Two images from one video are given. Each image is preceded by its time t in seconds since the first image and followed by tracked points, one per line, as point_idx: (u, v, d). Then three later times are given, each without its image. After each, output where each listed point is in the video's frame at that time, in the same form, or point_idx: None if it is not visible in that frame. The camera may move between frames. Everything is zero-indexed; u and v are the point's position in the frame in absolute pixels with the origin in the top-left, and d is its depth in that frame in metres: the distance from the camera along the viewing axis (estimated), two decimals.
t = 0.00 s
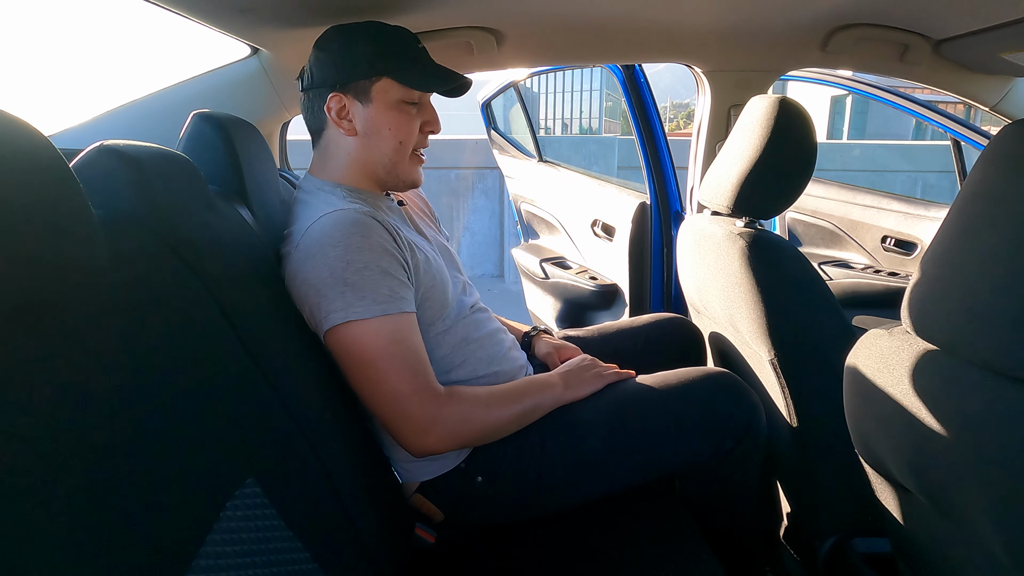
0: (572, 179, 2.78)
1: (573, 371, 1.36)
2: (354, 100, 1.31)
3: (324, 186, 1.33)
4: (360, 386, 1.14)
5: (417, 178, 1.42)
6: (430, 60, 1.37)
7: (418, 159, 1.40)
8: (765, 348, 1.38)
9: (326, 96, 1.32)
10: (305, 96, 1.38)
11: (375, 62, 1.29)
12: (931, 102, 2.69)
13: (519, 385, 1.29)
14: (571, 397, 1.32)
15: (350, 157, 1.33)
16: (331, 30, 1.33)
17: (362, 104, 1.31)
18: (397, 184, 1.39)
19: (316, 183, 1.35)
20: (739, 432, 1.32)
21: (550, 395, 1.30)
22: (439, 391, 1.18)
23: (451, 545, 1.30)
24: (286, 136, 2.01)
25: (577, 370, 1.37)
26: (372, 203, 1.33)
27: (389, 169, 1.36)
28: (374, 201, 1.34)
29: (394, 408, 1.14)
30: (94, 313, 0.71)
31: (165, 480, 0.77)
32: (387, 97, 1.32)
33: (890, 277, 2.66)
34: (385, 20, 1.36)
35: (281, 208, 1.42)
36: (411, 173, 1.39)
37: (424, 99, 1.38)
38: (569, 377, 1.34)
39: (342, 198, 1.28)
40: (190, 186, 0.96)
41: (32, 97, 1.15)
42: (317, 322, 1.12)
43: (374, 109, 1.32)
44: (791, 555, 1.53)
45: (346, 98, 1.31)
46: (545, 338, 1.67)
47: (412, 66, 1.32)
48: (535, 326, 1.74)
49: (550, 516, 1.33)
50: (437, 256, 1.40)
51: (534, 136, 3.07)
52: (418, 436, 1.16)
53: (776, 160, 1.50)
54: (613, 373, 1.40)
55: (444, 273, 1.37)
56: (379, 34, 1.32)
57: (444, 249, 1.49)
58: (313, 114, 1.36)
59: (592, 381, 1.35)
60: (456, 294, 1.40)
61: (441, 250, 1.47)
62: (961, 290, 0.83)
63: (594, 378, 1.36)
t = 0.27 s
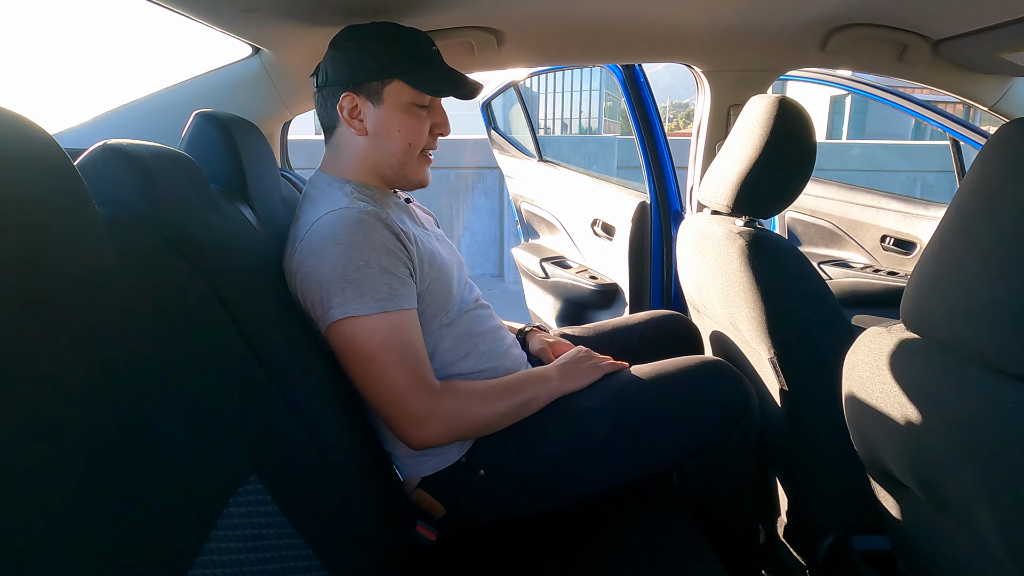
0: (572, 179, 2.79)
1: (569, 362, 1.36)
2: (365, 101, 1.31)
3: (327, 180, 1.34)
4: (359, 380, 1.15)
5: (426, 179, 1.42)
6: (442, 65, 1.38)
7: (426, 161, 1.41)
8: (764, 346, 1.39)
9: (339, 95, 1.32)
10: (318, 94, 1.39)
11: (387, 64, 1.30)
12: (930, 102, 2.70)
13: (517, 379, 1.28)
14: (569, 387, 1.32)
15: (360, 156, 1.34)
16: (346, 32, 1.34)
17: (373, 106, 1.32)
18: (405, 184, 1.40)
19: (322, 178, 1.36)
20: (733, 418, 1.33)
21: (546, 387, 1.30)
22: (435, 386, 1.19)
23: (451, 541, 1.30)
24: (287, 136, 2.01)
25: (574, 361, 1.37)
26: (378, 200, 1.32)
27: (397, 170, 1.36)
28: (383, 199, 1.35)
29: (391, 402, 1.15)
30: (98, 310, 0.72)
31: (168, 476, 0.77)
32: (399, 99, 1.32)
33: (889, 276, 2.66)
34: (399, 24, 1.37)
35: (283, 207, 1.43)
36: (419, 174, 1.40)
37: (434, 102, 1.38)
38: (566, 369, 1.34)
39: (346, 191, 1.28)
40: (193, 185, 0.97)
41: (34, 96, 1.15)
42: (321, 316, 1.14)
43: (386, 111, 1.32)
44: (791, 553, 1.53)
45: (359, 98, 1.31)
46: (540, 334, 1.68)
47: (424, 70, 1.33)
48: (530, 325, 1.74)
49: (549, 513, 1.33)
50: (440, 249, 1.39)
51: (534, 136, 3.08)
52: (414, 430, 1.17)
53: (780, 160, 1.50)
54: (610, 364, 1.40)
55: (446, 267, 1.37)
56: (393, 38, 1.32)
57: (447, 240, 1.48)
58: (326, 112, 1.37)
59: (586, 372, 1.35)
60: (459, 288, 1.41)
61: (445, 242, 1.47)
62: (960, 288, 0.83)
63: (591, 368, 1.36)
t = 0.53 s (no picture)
0: (572, 179, 2.79)
1: (573, 354, 1.36)
2: (362, 102, 1.32)
3: (328, 179, 1.34)
4: (364, 374, 1.15)
5: (425, 180, 1.42)
6: (440, 66, 1.37)
7: (426, 163, 1.40)
8: (764, 345, 1.39)
9: (336, 97, 1.33)
10: (318, 94, 1.39)
11: (384, 66, 1.30)
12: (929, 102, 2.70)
13: (520, 372, 1.29)
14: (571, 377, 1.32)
15: (357, 158, 1.34)
16: (345, 32, 1.35)
17: (370, 107, 1.32)
18: (404, 185, 1.40)
19: (323, 177, 1.36)
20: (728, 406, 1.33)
21: (551, 379, 1.30)
22: (442, 377, 1.19)
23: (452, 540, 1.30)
24: (288, 136, 2.01)
25: (577, 353, 1.37)
26: (380, 198, 1.34)
27: (394, 171, 1.36)
28: (383, 199, 1.35)
29: (398, 395, 1.15)
30: (99, 306, 0.72)
31: (169, 473, 0.77)
32: (395, 100, 1.32)
33: (889, 275, 2.66)
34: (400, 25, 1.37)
35: (284, 206, 1.43)
36: (418, 176, 1.39)
37: (432, 103, 1.38)
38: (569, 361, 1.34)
39: (346, 190, 1.29)
40: (193, 183, 0.97)
41: (36, 95, 1.16)
42: (323, 312, 1.14)
43: (381, 112, 1.32)
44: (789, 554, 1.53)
45: (356, 99, 1.32)
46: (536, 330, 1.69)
47: (419, 72, 1.33)
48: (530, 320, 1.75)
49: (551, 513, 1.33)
50: (439, 248, 1.40)
51: (533, 135, 3.08)
52: (420, 422, 1.17)
53: (778, 161, 1.51)
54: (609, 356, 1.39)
55: (446, 264, 1.37)
56: (390, 38, 1.32)
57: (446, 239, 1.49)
58: (326, 113, 1.38)
59: (587, 363, 1.35)
60: (458, 286, 1.41)
61: (444, 240, 1.47)
62: (961, 284, 0.84)
63: (592, 359, 1.36)
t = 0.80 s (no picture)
0: (571, 179, 2.79)
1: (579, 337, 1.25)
2: (349, 102, 1.36)
3: (329, 173, 1.36)
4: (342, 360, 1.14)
5: (410, 180, 1.35)
6: (422, 58, 1.31)
7: (407, 160, 1.34)
8: (762, 344, 1.39)
9: (339, 101, 1.41)
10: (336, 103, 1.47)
11: (361, 63, 1.32)
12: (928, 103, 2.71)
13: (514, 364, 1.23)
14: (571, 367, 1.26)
15: (345, 156, 1.38)
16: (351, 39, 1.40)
17: (354, 106, 1.35)
18: (387, 185, 1.36)
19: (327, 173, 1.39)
20: (727, 406, 1.33)
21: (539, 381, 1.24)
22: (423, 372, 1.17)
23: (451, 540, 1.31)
24: (287, 136, 2.02)
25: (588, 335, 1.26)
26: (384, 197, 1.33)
27: (372, 168, 1.34)
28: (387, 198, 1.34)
29: (378, 382, 1.13)
30: (99, 305, 0.72)
31: (170, 470, 0.78)
32: (369, 95, 1.32)
33: (887, 275, 2.67)
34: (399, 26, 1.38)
35: (284, 207, 1.43)
36: (397, 174, 1.34)
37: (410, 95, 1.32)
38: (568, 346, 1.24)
39: (348, 184, 1.30)
40: (194, 183, 0.98)
41: (36, 95, 1.16)
42: (306, 293, 1.14)
43: (360, 109, 1.34)
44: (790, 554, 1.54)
45: (347, 100, 1.37)
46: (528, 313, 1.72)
47: (389, 63, 1.29)
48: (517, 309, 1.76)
49: (550, 512, 1.34)
50: (440, 250, 1.40)
51: (532, 135, 3.08)
52: (395, 413, 1.15)
53: (770, 160, 1.51)
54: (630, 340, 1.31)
55: (445, 266, 1.37)
56: (373, 36, 1.33)
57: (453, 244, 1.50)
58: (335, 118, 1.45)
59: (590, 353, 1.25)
60: (458, 288, 1.40)
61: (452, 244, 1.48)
62: (960, 282, 0.84)
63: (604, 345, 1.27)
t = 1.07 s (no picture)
0: (569, 182, 2.81)
1: (571, 326, 1.24)
2: (347, 111, 1.36)
3: (329, 181, 1.37)
4: (341, 367, 1.15)
5: (409, 191, 1.38)
6: (421, 73, 1.32)
7: (406, 173, 1.36)
8: (758, 346, 1.42)
9: (335, 107, 1.41)
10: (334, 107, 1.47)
11: (359, 75, 1.31)
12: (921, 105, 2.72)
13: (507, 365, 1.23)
14: (564, 355, 1.26)
15: (343, 164, 1.39)
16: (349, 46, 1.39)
17: (352, 116, 1.35)
18: (386, 196, 1.38)
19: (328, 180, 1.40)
20: (727, 418, 1.35)
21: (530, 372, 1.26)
22: (418, 377, 1.18)
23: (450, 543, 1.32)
24: (287, 140, 2.03)
25: (582, 323, 1.25)
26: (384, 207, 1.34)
27: (371, 179, 1.36)
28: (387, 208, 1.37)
29: (372, 388, 1.14)
30: (102, 315, 0.73)
31: (172, 477, 0.79)
32: (368, 108, 1.31)
33: (883, 278, 2.69)
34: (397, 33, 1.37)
35: (284, 212, 1.44)
36: (397, 186, 1.36)
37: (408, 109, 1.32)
38: (557, 335, 1.24)
39: (349, 192, 1.31)
40: (196, 191, 0.99)
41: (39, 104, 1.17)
42: (309, 302, 1.14)
43: (359, 120, 1.34)
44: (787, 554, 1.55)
45: (343, 109, 1.37)
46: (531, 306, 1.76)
47: (387, 78, 1.29)
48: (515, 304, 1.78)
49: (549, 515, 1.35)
50: (439, 256, 1.42)
51: (530, 138, 3.10)
52: (393, 420, 1.16)
53: (766, 169, 1.52)
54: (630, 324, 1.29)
55: (444, 271, 1.39)
56: (371, 48, 1.32)
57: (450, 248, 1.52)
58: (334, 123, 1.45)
59: (582, 342, 1.25)
60: (457, 293, 1.41)
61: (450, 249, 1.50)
62: (953, 289, 0.85)
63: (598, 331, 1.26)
